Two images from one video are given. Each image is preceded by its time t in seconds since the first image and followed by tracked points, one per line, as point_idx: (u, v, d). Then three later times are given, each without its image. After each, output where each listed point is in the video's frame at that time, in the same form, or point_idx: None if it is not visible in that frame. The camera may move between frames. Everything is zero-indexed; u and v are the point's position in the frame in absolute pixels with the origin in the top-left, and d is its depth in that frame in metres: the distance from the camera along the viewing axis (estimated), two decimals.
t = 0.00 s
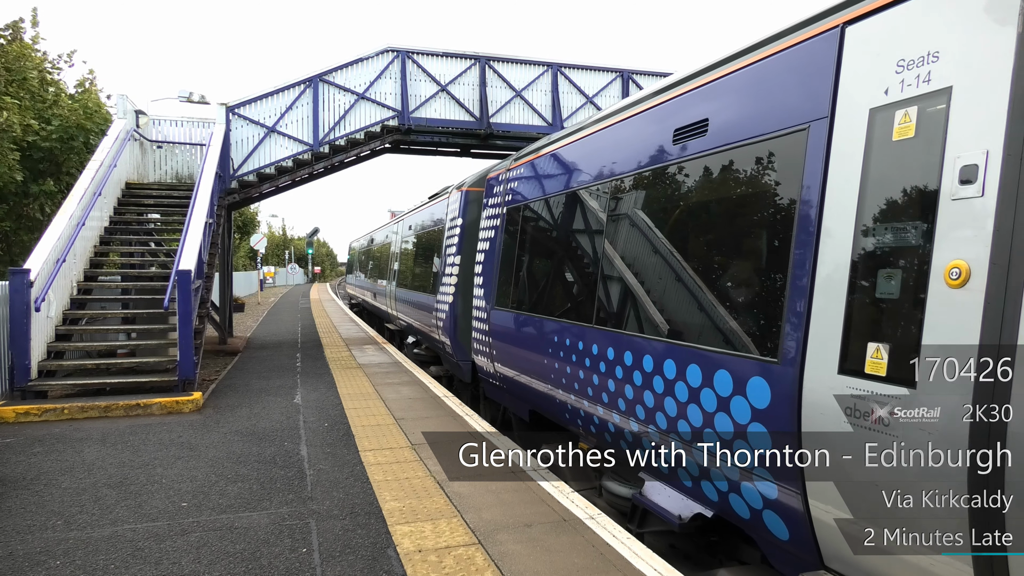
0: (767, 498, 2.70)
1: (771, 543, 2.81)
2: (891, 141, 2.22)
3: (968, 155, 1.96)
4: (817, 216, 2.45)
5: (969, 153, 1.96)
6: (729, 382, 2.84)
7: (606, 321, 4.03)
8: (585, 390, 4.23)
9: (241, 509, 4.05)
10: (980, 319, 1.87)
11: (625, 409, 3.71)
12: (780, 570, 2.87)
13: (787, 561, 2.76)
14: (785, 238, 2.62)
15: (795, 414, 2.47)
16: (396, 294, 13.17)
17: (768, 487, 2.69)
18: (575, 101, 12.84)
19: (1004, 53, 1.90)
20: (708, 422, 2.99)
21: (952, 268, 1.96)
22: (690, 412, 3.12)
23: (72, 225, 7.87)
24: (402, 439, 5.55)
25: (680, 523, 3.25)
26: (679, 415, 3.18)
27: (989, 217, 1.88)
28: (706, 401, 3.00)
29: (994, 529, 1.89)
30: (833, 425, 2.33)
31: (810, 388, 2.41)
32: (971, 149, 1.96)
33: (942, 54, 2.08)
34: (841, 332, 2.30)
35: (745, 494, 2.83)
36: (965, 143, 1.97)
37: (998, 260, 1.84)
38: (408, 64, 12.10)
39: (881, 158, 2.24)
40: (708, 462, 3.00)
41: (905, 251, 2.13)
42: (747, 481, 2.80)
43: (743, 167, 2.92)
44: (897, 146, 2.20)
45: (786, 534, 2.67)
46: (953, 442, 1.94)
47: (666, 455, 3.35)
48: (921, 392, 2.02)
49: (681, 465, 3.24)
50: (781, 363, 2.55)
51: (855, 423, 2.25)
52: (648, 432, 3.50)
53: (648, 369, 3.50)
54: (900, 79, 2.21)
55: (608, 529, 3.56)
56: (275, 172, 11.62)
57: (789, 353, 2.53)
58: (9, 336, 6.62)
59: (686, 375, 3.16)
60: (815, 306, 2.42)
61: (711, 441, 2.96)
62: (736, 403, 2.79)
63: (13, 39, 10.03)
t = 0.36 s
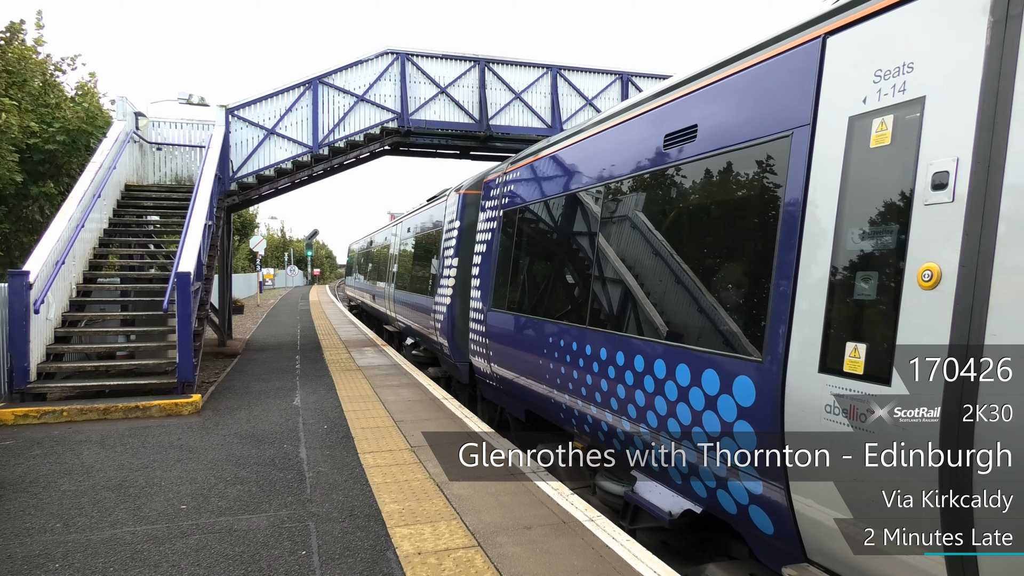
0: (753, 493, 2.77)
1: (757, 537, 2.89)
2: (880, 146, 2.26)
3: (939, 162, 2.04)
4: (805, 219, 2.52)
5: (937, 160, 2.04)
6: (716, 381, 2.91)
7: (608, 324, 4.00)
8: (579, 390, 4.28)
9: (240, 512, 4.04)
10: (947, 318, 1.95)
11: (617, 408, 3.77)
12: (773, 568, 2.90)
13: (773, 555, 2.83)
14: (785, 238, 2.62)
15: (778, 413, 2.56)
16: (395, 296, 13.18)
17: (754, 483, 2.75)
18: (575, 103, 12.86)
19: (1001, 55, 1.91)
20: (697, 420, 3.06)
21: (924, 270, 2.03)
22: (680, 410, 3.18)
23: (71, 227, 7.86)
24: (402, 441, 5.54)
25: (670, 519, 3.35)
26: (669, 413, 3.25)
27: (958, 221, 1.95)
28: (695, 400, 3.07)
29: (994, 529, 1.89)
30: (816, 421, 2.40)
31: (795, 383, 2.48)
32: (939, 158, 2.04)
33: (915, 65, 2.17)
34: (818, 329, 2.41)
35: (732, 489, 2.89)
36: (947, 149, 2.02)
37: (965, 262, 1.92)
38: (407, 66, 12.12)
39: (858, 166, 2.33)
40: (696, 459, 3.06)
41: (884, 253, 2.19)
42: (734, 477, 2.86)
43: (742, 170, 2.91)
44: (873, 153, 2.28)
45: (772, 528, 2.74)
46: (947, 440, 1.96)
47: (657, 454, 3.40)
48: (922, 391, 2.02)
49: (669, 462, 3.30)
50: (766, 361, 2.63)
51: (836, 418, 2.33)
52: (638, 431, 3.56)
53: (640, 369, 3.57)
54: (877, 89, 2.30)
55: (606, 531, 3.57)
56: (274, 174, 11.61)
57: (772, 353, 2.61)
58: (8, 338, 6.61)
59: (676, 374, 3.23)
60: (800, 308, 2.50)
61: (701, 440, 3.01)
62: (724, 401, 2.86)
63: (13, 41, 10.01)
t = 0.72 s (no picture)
0: (734, 487, 2.89)
1: (739, 530, 3.01)
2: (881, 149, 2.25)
3: (905, 169, 2.15)
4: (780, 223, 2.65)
5: (903, 167, 2.16)
6: (699, 378, 3.04)
7: (608, 326, 4.00)
8: (571, 389, 4.40)
9: (239, 514, 4.04)
10: (911, 318, 2.06)
11: (608, 407, 3.88)
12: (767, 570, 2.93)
13: (751, 547, 2.95)
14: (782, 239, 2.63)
15: (758, 412, 2.67)
16: (393, 298, 13.18)
17: (735, 477, 2.87)
18: (574, 105, 12.88)
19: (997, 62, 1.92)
20: (682, 416, 3.18)
21: (891, 272, 2.15)
22: (666, 407, 3.30)
23: (70, 229, 7.86)
24: (400, 443, 5.54)
25: (657, 514, 3.44)
26: (655, 411, 3.37)
27: (921, 226, 2.07)
28: (681, 397, 3.18)
29: (994, 529, 1.89)
30: (791, 416, 2.52)
31: (772, 380, 2.60)
32: (905, 164, 2.16)
33: (884, 77, 2.29)
34: (791, 329, 2.54)
35: (715, 483, 3.01)
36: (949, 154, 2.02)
37: (928, 264, 2.03)
38: (405, 69, 12.14)
39: (829, 172, 2.45)
40: (681, 455, 3.17)
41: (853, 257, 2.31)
42: (717, 472, 2.97)
43: (741, 172, 2.92)
44: (844, 161, 2.39)
45: (752, 521, 2.86)
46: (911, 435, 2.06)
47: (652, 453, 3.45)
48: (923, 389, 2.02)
49: (655, 459, 3.42)
50: (745, 360, 2.76)
51: (809, 413, 2.44)
52: (627, 428, 3.68)
53: (629, 369, 3.69)
54: (849, 98, 2.41)
55: (606, 532, 3.57)
56: (272, 176, 11.68)
57: (751, 352, 2.73)
58: (5, 340, 6.59)
59: (663, 373, 3.35)
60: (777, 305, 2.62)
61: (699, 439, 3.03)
62: (706, 398, 2.99)
63: (10, 44, 10.01)
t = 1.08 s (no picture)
0: (711, 478, 3.03)
1: (718, 520, 3.15)
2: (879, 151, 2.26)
3: (867, 177, 2.30)
4: (755, 227, 2.81)
5: (866, 175, 2.30)
6: (680, 375, 3.19)
7: (606, 327, 4.02)
8: (562, 387, 4.54)
9: (237, 516, 4.04)
10: (871, 317, 2.20)
11: (601, 406, 3.96)
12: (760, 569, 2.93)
13: (728, 536, 3.10)
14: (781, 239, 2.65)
15: (733, 409, 2.82)
16: (391, 299, 13.18)
17: (712, 469, 3.01)
18: (572, 107, 12.90)
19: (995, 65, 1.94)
20: (665, 412, 3.33)
21: (852, 274, 2.29)
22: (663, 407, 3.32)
23: (68, 231, 7.85)
24: (399, 444, 5.54)
25: (641, 506, 3.63)
26: (640, 408, 3.50)
27: (880, 230, 2.21)
28: (667, 394, 3.29)
29: (994, 529, 1.90)
30: (764, 410, 2.66)
31: (746, 377, 2.75)
32: (866, 172, 2.30)
33: (849, 90, 2.42)
34: (764, 327, 2.69)
35: (695, 476, 3.15)
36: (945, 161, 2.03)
37: (886, 266, 2.17)
38: (404, 70, 12.15)
39: (796, 180, 2.61)
40: (663, 449, 3.32)
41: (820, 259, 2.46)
42: (696, 465, 3.11)
43: (740, 173, 2.94)
44: (812, 168, 2.54)
45: (728, 510, 3.01)
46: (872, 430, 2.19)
47: (651, 453, 3.46)
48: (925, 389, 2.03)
49: (654, 460, 3.44)
50: (722, 357, 2.90)
51: (779, 406, 2.59)
52: (614, 425, 3.82)
53: (615, 366, 3.84)
54: (817, 109, 2.55)
55: (603, 534, 3.57)
56: (271, 178, 11.71)
57: (727, 351, 2.88)
58: (3, 342, 6.58)
59: (648, 371, 3.48)
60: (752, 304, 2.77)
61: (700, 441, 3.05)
62: (687, 394, 3.14)
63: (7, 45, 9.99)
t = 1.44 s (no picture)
0: (690, 470, 3.18)
1: (697, 509, 3.31)
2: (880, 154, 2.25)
3: (828, 185, 2.45)
4: (729, 233, 2.96)
5: (826, 182, 2.46)
6: (660, 372, 3.37)
7: (607, 329, 4.03)
8: (553, 385, 4.71)
9: (237, 518, 4.03)
10: (832, 316, 2.34)
11: (598, 407, 4.01)
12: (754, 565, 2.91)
13: (706, 525, 3.26)
14: (781, 240, 2.65)
15: (708, 403, 2.97)
16: (389, 301, 13.19)
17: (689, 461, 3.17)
18: (571, 108, 12.91)
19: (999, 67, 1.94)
20: (647, 408, 3.49)
21: (816, 275, 2.44)
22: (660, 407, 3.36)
23: (67, 232, 7.85)
24: (399, 446, 5.54)
25: (626, 498, 3.77)
26: (625, 403, 3.66)
27: (867, 233, 2.26)
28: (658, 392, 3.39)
29: (994, 529, 1.91)
30: (735, 404, 2.81)
31: (721, 372, 2.90)
32: (827, 179, 2.46)
33: (813, 103, 2.57)
34: (737, 325, 2.83)
35: (675, 468, 3.30)
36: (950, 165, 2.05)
37: (846, 267, 2.31)
38: (404, 72, 12.14)
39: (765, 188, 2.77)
40: (647, 442, 3.47)
41: (785, 262, 2.61)
42: (677, 457, 3.26)
43: (739, 174, 2.93)
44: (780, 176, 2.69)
45: (706, 500, 3.16)
46: (830, 426, 2.34)
47: (637, 449, 3.61)
48: (928, 389, 2.03)
49: (645, 458, 3.54)
50: (699, 354, 3.06)
51: (748, 400, 2.74)
52: (601, 421, 3.98)
53: (602, 364, 4.02)
54: (785, 120, 2.70)
55: (603, 535, 3.57)
56: (270, 179, 11.68)
57: (705, 349, 3.03)
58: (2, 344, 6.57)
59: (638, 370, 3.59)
60: (726, 300, 2.92)
61: (697, 440, 3.07)
62: (668, 390, 3.29)
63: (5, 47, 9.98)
